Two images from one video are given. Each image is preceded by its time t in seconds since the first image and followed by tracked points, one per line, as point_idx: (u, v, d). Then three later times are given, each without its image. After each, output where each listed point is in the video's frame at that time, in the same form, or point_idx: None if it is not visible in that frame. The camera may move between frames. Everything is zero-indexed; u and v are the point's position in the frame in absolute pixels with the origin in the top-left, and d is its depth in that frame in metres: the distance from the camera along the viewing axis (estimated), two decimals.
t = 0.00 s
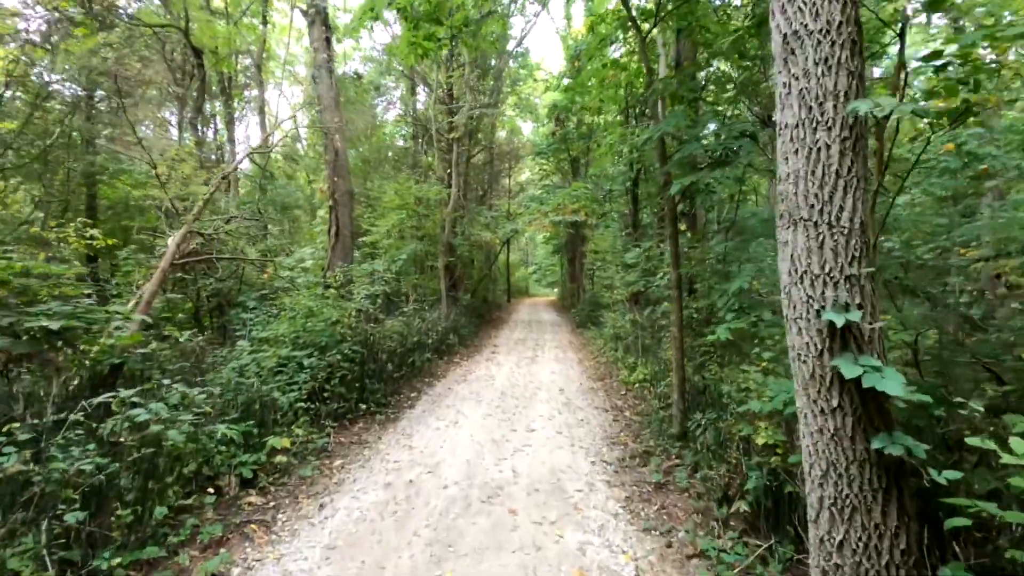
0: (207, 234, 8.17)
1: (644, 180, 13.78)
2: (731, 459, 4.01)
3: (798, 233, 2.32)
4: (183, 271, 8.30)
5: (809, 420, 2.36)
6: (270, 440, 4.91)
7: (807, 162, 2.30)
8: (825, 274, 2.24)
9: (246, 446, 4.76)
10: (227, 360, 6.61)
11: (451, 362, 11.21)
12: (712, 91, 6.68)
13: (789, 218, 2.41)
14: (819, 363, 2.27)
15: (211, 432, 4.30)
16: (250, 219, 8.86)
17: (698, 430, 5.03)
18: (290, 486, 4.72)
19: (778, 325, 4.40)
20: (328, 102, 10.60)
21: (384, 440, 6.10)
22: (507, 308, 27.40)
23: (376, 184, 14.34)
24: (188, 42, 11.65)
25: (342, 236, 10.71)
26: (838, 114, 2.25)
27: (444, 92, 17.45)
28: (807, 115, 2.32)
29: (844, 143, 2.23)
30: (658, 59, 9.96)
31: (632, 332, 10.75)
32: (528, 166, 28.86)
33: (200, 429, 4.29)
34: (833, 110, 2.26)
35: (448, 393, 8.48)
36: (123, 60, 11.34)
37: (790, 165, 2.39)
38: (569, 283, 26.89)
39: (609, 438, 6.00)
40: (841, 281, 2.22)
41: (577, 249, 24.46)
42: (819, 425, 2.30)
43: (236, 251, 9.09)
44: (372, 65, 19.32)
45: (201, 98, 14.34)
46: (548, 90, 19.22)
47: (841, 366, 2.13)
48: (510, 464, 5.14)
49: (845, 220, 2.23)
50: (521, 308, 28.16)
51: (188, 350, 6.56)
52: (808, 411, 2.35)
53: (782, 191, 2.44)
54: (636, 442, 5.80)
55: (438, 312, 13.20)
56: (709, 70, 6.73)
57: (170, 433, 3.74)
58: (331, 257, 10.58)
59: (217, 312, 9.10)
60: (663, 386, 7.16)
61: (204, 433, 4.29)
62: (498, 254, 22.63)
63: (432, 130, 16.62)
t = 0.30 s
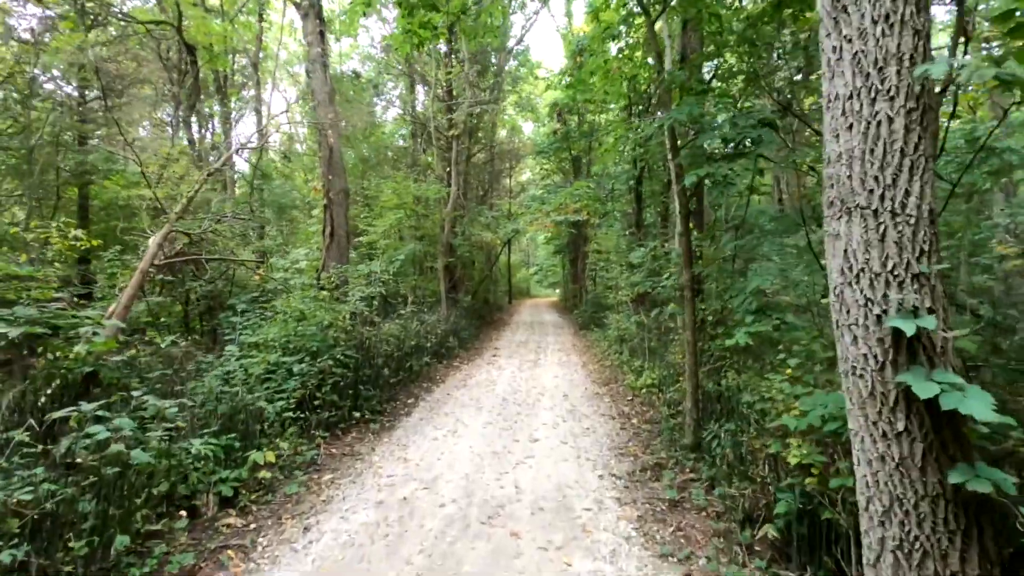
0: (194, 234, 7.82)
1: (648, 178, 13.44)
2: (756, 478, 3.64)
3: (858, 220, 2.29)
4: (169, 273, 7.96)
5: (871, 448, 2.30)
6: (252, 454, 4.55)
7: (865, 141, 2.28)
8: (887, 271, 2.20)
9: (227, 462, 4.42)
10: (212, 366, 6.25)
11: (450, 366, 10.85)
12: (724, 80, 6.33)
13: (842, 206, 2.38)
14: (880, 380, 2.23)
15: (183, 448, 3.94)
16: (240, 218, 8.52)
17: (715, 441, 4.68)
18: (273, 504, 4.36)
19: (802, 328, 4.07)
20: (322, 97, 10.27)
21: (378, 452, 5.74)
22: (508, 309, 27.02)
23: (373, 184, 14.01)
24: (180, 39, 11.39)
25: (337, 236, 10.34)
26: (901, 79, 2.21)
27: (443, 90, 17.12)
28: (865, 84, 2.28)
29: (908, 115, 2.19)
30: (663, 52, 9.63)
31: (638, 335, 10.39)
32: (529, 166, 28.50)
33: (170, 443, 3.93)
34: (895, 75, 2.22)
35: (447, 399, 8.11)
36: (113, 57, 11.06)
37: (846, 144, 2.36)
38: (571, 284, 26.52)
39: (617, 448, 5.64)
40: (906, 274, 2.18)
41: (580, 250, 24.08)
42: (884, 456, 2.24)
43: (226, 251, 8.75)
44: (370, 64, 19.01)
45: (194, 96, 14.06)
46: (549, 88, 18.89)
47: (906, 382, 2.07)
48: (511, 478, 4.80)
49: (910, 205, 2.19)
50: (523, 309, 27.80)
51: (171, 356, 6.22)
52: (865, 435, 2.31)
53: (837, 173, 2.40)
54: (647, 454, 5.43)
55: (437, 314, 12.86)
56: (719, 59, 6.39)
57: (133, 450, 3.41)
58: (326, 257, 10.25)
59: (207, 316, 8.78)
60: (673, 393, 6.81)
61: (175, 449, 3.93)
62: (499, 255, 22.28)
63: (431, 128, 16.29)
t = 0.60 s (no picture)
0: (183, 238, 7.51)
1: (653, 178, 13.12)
2: (785, 503, 3.31)
3: (937, 216, 2.07)
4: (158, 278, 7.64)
5: (951, 489, 2.10)
6: (238, 473, 4.23)
7: (945, 122, 2.08)
8: (972, 277, 1.99)
9: (209, 482, 4.10)
10: (200, 377, 5.93)
11: (451, 373, 10.53)
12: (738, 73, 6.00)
13: (915, 200, 2.18)
14: (969, 410, 2.02)
15: (161, 470, 3.62)
16: (231, 219, 8.22)
17: (735, 458, 4.37)
18: (259, 528, 4.05)
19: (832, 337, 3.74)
20: (318, 95, 9.95)
21: (374, 467, 5.42)
22: (510, 312, 26.68)
23: (371, 185, 13.69)
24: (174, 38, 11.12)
25: (334, 238, 10.02)
26: (988, 51, 1.98)
27: (443, 89, 16.83)
28: (944, 60, 2.07)
29: (995, 92, 1.97)
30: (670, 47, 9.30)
31: (645, 339, 10.06)
32: (530, 167, 28.15)
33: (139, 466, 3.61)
34: (981, 45, 1.99)
35: (448, 408, 7.79)
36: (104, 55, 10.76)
37: (922, 130, 2.15)
38: (573, 286, 26.19)
39: (628, 462, 5.33)
40: (996, 282, 1.96)
41: (582, 251, 23.75)
42: (970, 500, 2.04)
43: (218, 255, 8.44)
44: (369, 64, 18.73)
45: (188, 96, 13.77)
46: (551, 87, 18.59)
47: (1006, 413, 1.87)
48: (516, 498, 4.48)
49: (999, 197, 1.95)
50: (525, 312, 27.47)
51: (158, 367, 5.91)
52: (945, 475, 2.11)
53: (911, 163, 2.20)
54: (661, 469, 5.11)
55: (438, 318, 12.53)
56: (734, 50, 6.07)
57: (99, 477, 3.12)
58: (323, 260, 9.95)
59: (199, 321, 8.48)
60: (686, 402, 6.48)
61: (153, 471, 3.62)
62: (500, 256, 21.95)
63: (431, 128, 16.00)
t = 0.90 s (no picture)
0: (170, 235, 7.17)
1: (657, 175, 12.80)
2: (823, 527, 2.98)
3: None
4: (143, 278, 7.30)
5: None
6: (217, 488, 3.87)
7: None
8: None
9: (186, 499, 3.75)
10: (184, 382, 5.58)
11: (451, 375, 10.18)
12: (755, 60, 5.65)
13: None
14: None
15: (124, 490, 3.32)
16: (221, 215, 7.87)
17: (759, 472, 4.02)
18: (241, 549, 3.72)
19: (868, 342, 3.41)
20: (313, 87, 9.60)
21: (368, 478, 5.09)
22: (510, 311, 26.36)
23: (369, 181, 13.35)
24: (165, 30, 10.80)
25: (329, 235, 9.70)
26: None
27: (443, 85, 16.50)
28: None
29: None
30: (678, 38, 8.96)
31: (652, 339, 9.73)
32: (531, 165, 27.80)
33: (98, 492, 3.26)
34: None
35: (448, 412, 7.45)
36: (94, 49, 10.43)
37: None
38: (574, 285, 25.89)
39: (639, 474, 4.99)
40: None
41: (584, 249, 23.44)
42: None
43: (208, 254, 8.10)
44: (367, 59, 18.40)
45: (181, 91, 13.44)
46: (552, 83, 18.27)
47: None
48: (520, 515, 4.13)
49: None
50: (526, 311, 27.17)
51: (139, 372, 5.57)
52: None
53: None
54: (675, 481, 4.77)
55: (437, 318, 12.19)
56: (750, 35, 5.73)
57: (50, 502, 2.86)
58: (318, 259, 9.62)
59: (188, 321, 8.14)
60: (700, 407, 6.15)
61: (115, 491, 3.32)
62: (500, 255, 21.64)
63: (430, 124, 15.68)
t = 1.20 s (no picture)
0: (154, 234, 6.85)
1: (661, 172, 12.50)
2: (863, 564, 2.67)
3: None
4: (127, 280, 6.98)
5: None
6: (191, 511, 3.57)
7: None
8: None
9: (157, 524, 3.46)
10: (164, 391, 5.28)
11: (449, 378, 9.88)
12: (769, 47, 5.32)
13: None
14: None
15: (77, 520, 3.03)
16: (208, 214, 7.56)
17: (779, 491, 3.72)
18: None
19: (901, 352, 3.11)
20: (306, 81, 9.26)
21: (358, 493, 4.79)
22: (510, 311, 26.06)
23: (366, 179, 13.06)
24: (157, 24, 10.48)
25: (323, 234, 9.40)
26: None
27: (442, 81, 16.18)
28: None
29: None
30: (685, 30, 8.64)
31: (657, 342, 9.43)
32: (531, 163, 27.47)
33: (37, 526, 2.95)
34: None
35: (445, 420, 7.15)
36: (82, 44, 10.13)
37: None
38: (575, 284, 25.60)
39: (647, 489, 4.69)
40: None
41: (585, 248, 23.14)
42: None
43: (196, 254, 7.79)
44: (365, 55, 18.09)
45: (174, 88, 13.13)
46: (553, 79, 17.97)
47: None
48: (521, 539, 3.83)
49: None
50: (526, 310, 26.88)
51: (117, 381, 5.26)
52: None
53: None
54: (686, 498, 4.46)
55: (435, 319, 11.89)
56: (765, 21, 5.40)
57: None
58: (311, 259, 9.35)
59: (176, 324, 7.84)
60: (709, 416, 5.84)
61: (69, 522, 3.03)
62: (500, 254, 21.33)
63: (429, 121, 15.37)
